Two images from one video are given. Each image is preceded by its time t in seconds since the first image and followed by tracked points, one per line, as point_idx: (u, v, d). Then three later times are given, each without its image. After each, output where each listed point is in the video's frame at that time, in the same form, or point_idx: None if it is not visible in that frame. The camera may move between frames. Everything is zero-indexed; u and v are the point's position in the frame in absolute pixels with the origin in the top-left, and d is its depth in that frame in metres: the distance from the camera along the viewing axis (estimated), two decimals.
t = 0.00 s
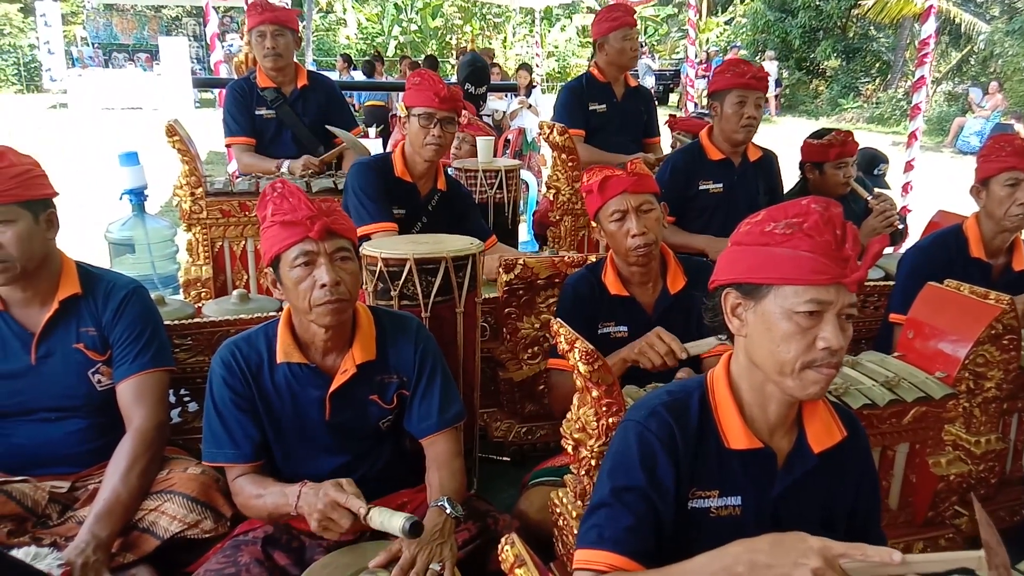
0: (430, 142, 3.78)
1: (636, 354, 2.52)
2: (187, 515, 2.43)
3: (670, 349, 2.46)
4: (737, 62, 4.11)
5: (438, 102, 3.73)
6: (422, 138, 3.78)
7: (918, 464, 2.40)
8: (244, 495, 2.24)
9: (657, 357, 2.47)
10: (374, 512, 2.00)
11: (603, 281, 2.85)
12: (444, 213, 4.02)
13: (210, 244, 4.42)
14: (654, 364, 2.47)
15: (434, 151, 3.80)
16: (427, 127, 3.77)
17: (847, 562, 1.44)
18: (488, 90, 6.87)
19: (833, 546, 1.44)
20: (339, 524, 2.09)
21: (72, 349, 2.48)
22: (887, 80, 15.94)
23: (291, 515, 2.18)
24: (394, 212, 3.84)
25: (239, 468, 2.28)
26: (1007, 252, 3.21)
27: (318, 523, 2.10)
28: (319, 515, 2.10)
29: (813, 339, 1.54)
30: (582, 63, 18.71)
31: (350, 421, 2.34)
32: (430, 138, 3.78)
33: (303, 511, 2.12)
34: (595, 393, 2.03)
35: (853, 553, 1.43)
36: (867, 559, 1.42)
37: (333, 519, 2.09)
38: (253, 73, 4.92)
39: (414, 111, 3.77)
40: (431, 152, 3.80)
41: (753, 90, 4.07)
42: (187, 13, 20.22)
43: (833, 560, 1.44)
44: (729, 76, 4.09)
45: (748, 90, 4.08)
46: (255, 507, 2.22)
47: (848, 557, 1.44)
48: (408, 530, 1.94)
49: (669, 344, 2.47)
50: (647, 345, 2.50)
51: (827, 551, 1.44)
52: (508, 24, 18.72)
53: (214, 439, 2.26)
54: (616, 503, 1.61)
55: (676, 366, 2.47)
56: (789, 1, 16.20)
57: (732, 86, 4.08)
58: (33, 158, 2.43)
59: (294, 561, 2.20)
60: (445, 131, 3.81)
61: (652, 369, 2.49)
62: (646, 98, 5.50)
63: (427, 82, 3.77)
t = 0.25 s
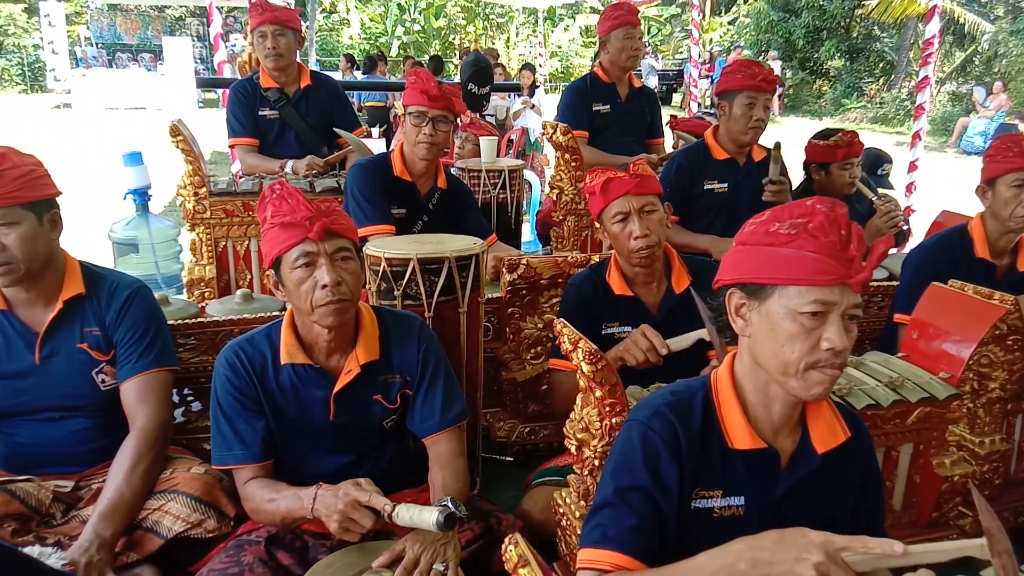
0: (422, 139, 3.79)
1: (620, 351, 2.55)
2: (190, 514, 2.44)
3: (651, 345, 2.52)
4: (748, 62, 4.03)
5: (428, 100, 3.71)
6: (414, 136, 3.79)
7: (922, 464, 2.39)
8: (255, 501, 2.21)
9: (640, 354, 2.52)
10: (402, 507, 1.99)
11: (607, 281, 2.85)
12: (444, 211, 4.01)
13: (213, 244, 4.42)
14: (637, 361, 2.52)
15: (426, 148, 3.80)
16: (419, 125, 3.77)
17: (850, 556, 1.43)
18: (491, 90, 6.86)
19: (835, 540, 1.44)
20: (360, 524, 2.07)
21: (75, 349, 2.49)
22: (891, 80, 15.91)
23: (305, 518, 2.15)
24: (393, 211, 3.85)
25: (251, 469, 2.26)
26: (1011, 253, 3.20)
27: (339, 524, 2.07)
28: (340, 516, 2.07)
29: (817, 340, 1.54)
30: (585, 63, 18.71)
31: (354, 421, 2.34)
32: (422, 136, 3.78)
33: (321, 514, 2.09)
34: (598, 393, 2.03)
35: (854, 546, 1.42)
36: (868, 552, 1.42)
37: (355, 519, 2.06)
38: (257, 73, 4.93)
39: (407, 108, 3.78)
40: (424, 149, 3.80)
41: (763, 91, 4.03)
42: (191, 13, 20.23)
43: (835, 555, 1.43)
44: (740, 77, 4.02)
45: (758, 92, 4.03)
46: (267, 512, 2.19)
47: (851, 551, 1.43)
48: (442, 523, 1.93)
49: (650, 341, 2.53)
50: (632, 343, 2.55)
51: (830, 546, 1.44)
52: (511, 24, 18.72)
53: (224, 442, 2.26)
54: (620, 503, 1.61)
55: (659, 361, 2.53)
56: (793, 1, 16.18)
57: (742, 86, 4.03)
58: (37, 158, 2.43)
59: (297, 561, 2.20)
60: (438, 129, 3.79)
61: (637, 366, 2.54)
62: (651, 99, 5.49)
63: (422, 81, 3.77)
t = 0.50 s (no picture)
0: (418, 140, 3.80)
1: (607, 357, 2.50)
2: (197, 514, 2.46)
3: (638, 354, 2.48)
4: (761, 67, 4.01)
5: (423, 102, 3.73)
6: (411, 137, 3.82)
7: (929, 467, 2.40)
8: (268, 509, 2.21)
9: (628, 362, 2.47)
10: (419, 530, 1.99)
11: (612, 281, 2.86)
12: (447, 211, 4.02)
13: (220, 244, 4.43)
14: (625, 369, 2.47)
15: (422, 150, 3.81)
16: (415, 126, 3.80)
17: (854, 559, 1.43)
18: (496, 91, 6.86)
19: (839, 544, 1.44)
20: (376, 549, 2.06)
21: (83, 349, 2.50)
22: (896, 82, 15.87)
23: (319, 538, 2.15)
24: (394, 212, 3.87)
25: (262, 472, 2.26)
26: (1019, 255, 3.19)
27: (354, 550, 2.06)
28: (355, 543, 2.06)
29: (825, 341, 1.53)
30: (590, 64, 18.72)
31: (361, 423, 2.34)
32: (418, 136, 3.80)
33: (336, 539, 2.08)
34: (605, 394, 2.03)
35: (859, 550, 1.42)
36: (873, 556, 1.42)
37: (370, 544, 2.05)
38: (264, 74, 4.94)
39: (404, 108, 3.80)
40: (420, 150, 3.81)
41: (773, 96, 4.02)
42: (197, 15, 20.28)
43: (839, 557, 1.43)
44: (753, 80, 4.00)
45: (768, 96, 4.03)
46: (280, 523, 2.20)
47: (854, 554, 1.43)
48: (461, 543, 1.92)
49: (638, 349, 2.48)
50: (621, 350, 2.50)
51: (834, 549, 1.44)
52: (516, 26, 18.75)
53: (234, 443, 2.26)
54: (625, 503, 1.61)
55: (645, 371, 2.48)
56: (798, 3, 16.17)
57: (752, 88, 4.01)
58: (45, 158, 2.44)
59: (304, 561, 2.19)
60: (434, 129, 3.81)
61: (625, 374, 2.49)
62: (657, 101, 5.49)
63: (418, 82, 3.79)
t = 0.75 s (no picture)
0: (417, 140, 3.81)
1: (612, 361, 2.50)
2: (202, 514, 2.46)
3: (643, 358, 2.48)
4: (760, 66, 4.03)
5: (421, 101, 3.73)
6: (409, 136, 3.82)
7: (934, 468, 2.38)
8: (274, 508, 2.20)
9: (633, 366, 2.47)
10: (424, 522, 2.01)
11: (615, 282, 2.85)
12: (449, 210, 4.02)
13: (224, 244, 4.44)
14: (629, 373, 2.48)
15: (421, 150, 3.81)
16: (414, 126, 3.81)
17: (854, 569, 1.42)
18: (500, 91, 6.85)
19: (840, 552, 1.43)
20: (380, 546, 2.06)
21: (88, 349, 2.50)
22: (900, 82, 15.85)
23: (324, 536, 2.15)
24: (395, 212, 3.87)
25: (267, 473, 2.26)
26: None
27: (358, 547, 2.07)
28: (359, 539, 2.07)
29: (829, 341, 1.53)
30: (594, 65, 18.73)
31: (364, 423, 2.35)
32: (417, 136, 3.81)
33: (341, 537, 2.09)
34: (609, 394, 2.03)
35: (860, 560, 1.42)
36: (874, 569, 1.41)
37: (375, 540, 2.06)
38: (267, 75, 4.95)
39: (403, 108, 3.80)
40: (419, 150, 3.81)
41: (772, 95, 4.04)
42: (201, 15, 20.32)
43: (840, 566, 1.42)
44: (756, 82, 4.02)
45: (768, 95, 4.05)
46: (287, 521, 2.19)
47: (855, 564, 1.42)
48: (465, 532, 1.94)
49: (643, 354, 2.48)
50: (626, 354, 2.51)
51: (834, 556, 1.43)
52: (519, 26, 18.78)
53: (238, 443, 2.27)
54: (629, 504, 1.61)
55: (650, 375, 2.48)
56: (802, 3, 16.16)
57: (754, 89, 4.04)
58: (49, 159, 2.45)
59: (308, 560, 2.19)
60: (433, 128, 3.81)
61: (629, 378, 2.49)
62: (660, 101, 5.49)
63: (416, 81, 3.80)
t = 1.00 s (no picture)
0: (419, 140, 3.81)
1: (654, 360, 2.54)
2: (207, 513, 2.46)
3: (688, 354, 2.49)
4: (750, 66, 4.06)
5: (425, 101, 3.74)
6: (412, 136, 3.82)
7: (939, 468, 2.38)
8: (279, 507, 2.21)
9: (677, 363, 2.49)
10: (426, 520, 2.02)
11: (621, 282, 2.85)
12: (453, 209, 4.02)
13: (229, 244, 4.45)
14: (674, 370, 2.49)
15: (424, 150, 3.81)
16: (416, 126, 3.81)
17: (859, 570, 1.42)
18: (505, 91, 6.85)
19: (846, 553, 1.43)
20: (385, 544, 2.07)
21: (94, 348, 2.51)
22: (906, 82, 15.81)
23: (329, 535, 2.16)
24: (399, 211, 3.87)
25: (272, 471, 2.26)
26: None
27: (362, 545, 2.07)
28: (364, 537, 2.07)
29: (835, 342, 1.53)
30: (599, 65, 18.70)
31: (370, 422, 2.35)
32: (419, 135, 3.81)
33: (345, 535, 2.10)
34: (614, 394, 2.03)
35: (866, 562, 1.42)
36: (880, 571, 1.41)
37: (379, 538, 2.07)
38: (273, 75, 4.96)
39: (406, 108, 3.81)
40: (422, 150, 3.82)
41: (762, 95, 4.05)
42: (206, 16, 20.36)
43: (845, 567, 1.42)
44: (758, 84, 4.02)
45: (758, 95, 4.06)
46: (292, 520, 2.20)
47: (860, 566, 1.42)
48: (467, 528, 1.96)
49: (687, 349, 2.49)
50: (666, 352, 2.53)
51: (840, 557, 1.42)
52: (524, 26, 18.77)
53: (244, 441, 2.27)
54: (634, 504, 1.61)
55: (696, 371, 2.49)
56: (807, 3, 16.13)
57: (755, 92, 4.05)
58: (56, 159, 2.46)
59: (313, 560, 2.21)
60: (435, 128, 3.81)
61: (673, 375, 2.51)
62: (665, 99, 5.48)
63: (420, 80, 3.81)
